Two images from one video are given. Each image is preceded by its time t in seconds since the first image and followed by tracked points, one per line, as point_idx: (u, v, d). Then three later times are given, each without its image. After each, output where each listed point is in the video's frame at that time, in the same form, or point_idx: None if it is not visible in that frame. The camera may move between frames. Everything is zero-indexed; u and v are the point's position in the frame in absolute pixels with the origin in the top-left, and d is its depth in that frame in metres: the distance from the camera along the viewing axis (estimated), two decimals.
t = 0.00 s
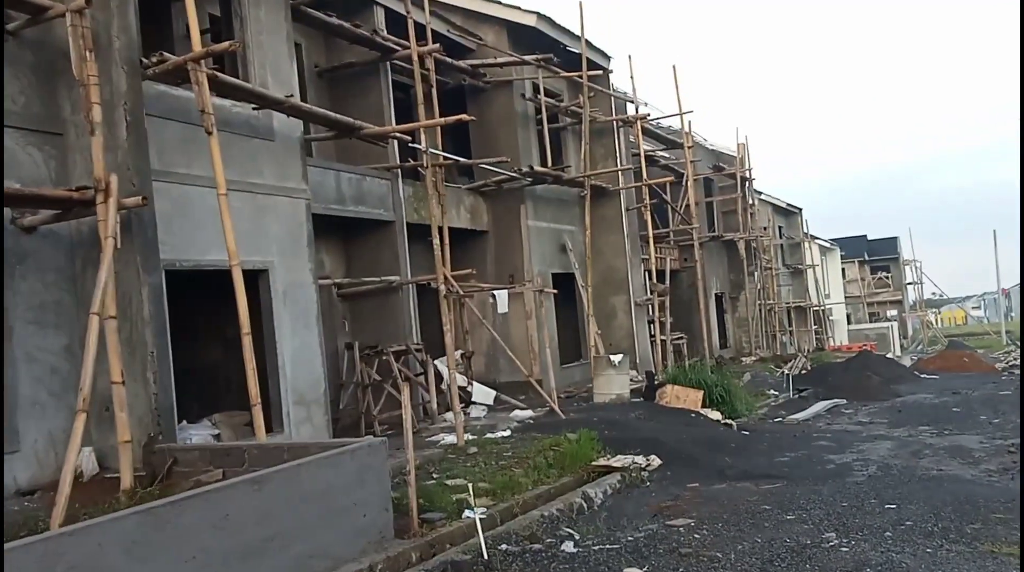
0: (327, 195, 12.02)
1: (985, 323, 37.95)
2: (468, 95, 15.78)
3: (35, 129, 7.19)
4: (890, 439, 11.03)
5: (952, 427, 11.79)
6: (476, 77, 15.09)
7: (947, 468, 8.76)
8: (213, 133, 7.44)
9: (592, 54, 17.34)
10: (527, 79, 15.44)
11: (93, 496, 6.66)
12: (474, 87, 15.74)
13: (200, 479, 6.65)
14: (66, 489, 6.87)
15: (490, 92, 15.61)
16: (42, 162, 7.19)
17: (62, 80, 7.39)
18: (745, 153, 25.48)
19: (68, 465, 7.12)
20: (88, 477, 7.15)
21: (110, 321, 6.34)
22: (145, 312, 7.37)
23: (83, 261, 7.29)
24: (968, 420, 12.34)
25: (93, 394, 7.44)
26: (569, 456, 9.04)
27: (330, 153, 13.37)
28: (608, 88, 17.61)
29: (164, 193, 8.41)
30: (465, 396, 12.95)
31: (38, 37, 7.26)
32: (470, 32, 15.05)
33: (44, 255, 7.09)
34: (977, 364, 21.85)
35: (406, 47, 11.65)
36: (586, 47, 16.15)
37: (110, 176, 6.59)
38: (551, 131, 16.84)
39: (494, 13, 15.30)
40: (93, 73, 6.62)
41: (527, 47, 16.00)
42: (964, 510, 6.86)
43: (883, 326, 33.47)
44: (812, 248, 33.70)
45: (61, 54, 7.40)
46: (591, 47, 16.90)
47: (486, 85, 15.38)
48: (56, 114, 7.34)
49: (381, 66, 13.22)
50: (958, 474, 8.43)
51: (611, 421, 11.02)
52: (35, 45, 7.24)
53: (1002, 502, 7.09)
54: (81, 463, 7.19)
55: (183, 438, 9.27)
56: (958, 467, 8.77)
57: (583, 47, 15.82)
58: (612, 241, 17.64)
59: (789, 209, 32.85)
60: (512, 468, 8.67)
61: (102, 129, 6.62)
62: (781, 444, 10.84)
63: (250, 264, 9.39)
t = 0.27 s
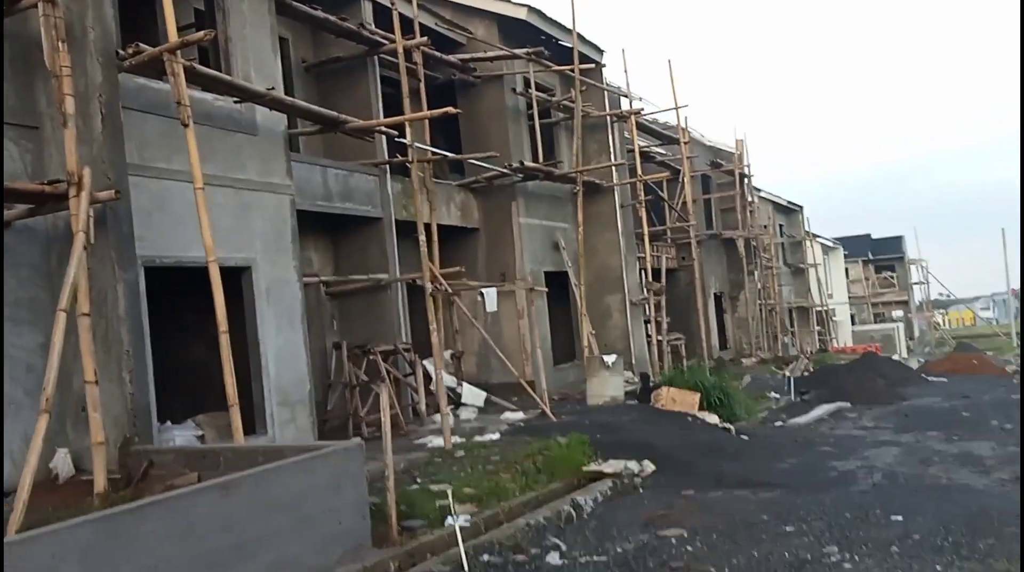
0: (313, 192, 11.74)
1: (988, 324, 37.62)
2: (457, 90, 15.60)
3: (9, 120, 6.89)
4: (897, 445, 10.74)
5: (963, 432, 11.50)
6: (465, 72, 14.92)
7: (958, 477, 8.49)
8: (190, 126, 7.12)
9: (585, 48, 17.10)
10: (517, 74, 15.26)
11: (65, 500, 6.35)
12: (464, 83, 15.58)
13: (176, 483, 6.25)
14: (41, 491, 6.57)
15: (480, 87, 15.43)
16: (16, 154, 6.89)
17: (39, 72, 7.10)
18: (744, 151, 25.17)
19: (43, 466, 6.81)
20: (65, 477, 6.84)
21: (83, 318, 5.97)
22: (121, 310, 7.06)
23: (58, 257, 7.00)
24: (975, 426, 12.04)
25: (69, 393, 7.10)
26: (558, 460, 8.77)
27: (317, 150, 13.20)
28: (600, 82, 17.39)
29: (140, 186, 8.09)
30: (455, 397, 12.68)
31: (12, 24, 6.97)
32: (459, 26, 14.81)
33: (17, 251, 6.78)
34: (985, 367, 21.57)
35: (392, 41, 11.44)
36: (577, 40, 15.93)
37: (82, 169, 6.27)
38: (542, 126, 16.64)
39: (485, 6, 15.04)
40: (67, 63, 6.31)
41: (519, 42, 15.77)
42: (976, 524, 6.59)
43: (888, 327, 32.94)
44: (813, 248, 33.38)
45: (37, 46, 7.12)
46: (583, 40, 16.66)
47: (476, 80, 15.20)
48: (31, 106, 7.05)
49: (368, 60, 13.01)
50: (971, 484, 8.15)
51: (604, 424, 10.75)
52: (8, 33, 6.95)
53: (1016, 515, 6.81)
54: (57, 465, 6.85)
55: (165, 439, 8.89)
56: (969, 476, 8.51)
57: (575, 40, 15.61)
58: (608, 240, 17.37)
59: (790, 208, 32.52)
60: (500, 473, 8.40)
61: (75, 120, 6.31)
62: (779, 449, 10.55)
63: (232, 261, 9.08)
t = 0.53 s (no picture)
0: (302, 188, 11.62)
1: (985, 331, 37.54)
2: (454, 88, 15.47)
3: None
4: (887, 453, 10.65)
5: (955, 441, 11.41)
6: (462, 71, 14.82)
7: (949, 488, 8.39)
8: (170, 119, 6.97)
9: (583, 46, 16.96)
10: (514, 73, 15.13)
11: (31, 497, 6.26)
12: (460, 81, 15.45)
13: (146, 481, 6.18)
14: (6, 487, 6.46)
15: (477, 86, 15.31)
16: None
17: (18, 63, 7.03)
18: (743, 154, 25.04)
19: (12, 461, 6.70)
20: (34, 473, 6.71)
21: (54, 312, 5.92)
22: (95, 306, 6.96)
23: (33, 249, 6.92)
24: (967, 435, 11.95)
25: (42, 386, 6.98)
26: (541, 462, 8.69)
27: (310, 147, 13.12)
28: (599, 83, 17.25)
29: (121, 180, 8.00)
30: (442, 397, 12.61)
31: None
32: (456, 24, 14.69)
33: None
34: (982, 374, 21.44)
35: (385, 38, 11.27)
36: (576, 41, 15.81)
37: (58, 163, 6.19)
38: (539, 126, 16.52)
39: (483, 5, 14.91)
40: (42, 54, 6.21)
41: (516, 40, 15.64)
42: (966, 539, 6.48)
43: (883, 333, 33.34)
44: (811, 252, 33.26)
45: (15, 37, 7.02)
46: (582, 40, 16.51)
47: (473, 78, 15.09)
48: (10, 98, 6.97)
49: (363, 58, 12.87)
50: (962, 496, 8.06)
51: (590, 426, 10.63)
52: None
53: (1005, 530, 6.70)
54: (26, 459, 6.72)
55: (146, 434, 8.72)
56: (960, 487, 8.43)
57: (573, 42, 15.48)
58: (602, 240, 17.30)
59: (788, 212, 32.38)
60: (480, 475, 8.31)
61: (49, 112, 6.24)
62: (767, 455, 10.46)
63: (215, 256, 8.99)
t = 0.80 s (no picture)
0: (291, 178, 11.21)
1: (979, 345, 37.34)
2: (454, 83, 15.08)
3: None
4: (877, 465, 10.29)
5: (945, 454, 11.06)
6: (463, 65, 14.42)
7: (937, 503, 8.02)
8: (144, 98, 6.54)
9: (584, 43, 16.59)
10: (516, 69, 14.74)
11: None
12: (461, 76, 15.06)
13: (100, 483, 5.78)
14: None
15: (479, 80, 14.92)
16: None
17: None
18: (743, 160, 24.76)
19: None
20: None
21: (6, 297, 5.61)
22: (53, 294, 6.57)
23: None
24: (959, 448, 11.63)
25: None
26: (526, 470, 8.31)
27: (302, 136, 12.70)
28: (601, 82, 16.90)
29: (93, 161, 7.59)
30: (429, 399, 12.18)
31: None
32: (459, 17, 14.29)
33: None
34: (970, 388, 21.17)
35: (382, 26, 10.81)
36: (579, 37, 15.44)
37: (19, 139, 5.83)
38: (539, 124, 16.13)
39: None
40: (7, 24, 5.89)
41: (518, 35, 15.27)
42: (956, 557, 6.13)
43: (875, 343, 33.17)
44: (807, 261, 33.00)
45: None
46: (585, 37, 16.17)
47: (474, 73, 14.70)
48: None
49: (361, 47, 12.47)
50: (950, 511, 7.67)
51: (579, 432, 10.23)
52: None
53: (1001, 549, 6.35)
54: None
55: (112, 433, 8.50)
56: (949, 502, 8.04)
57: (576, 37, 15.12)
58: (599, 242, 16.94)
59: (786, 220, 32.13)
60: (461, 482, 7.90)
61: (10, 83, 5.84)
62: (761, 466, 10.10)
63: (193, 246, 8.58)
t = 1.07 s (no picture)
0: (273, 181, 11.05)
1: (977, 354, 37.10)
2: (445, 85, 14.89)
3: None
4: (878, 478, 9.99)
5: (948, 468, 10.75)
6: (453, 66, 14.23)
7: (941, 519, 7.71)
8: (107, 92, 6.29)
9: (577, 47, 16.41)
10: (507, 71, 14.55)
11: None
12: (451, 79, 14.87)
13: (58, 500, 5.49)
14: None
15: (468, 83, 14.70)
16: None
17: None
18: (739, 167, 24.58)
19: None
20: None
21: None
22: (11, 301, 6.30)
23: None
24: (962, 460, 11.33)
25: None
26: (517, 485, 7.97)
27: (286, 138, 12.47)
28: (595, 87, 16.70)
29: (58, 161, 7.41)
30: (420, 409, 11.82)
31: None
32: (449, 19, 14.10)
33: None
34: (970, 397, 20.90)
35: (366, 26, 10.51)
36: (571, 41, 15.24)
37: None
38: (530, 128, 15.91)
39: None
40: None
41: (509, 38, 15.08)
42: None
43: (873, 352, 32.94)
44: (805, 270, 32.78)
45: None
46: (578, 41, 15.98)
47: (464, 75, 14.52)
48: None
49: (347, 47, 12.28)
50: (955, 528, 7.37)
51: (570, 444, 9.92)
52: None
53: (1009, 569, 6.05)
54: None
55: (86, 445, 8.28)
56: (953, 518, 7.74)
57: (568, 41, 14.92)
58: (593, 250, 16.70)
59: (784, 228, 31.94)
60: (447, 498, 7.59)
61: None
62: (758, 479, 9.80)
63: (165, 248, 8.48)
